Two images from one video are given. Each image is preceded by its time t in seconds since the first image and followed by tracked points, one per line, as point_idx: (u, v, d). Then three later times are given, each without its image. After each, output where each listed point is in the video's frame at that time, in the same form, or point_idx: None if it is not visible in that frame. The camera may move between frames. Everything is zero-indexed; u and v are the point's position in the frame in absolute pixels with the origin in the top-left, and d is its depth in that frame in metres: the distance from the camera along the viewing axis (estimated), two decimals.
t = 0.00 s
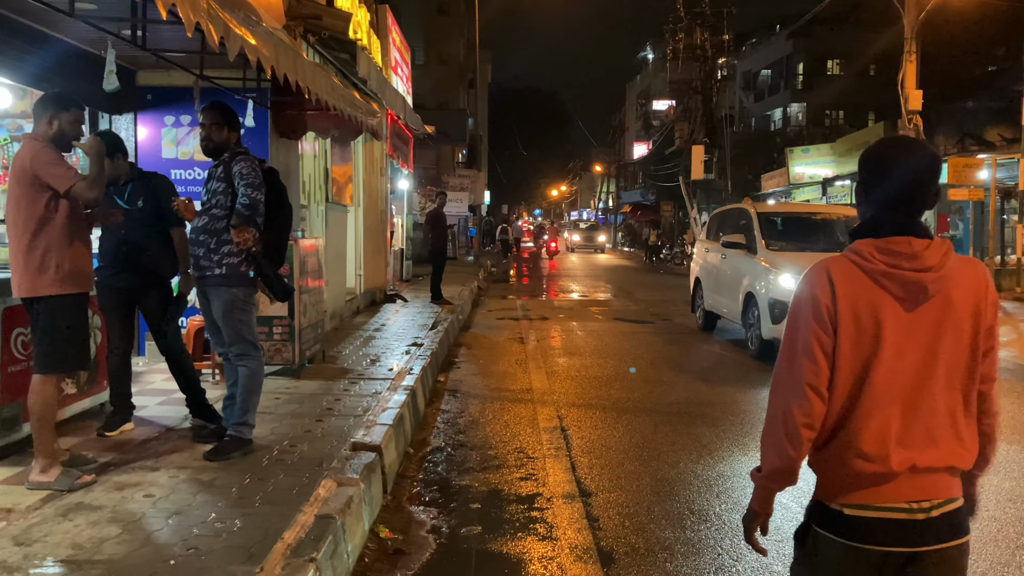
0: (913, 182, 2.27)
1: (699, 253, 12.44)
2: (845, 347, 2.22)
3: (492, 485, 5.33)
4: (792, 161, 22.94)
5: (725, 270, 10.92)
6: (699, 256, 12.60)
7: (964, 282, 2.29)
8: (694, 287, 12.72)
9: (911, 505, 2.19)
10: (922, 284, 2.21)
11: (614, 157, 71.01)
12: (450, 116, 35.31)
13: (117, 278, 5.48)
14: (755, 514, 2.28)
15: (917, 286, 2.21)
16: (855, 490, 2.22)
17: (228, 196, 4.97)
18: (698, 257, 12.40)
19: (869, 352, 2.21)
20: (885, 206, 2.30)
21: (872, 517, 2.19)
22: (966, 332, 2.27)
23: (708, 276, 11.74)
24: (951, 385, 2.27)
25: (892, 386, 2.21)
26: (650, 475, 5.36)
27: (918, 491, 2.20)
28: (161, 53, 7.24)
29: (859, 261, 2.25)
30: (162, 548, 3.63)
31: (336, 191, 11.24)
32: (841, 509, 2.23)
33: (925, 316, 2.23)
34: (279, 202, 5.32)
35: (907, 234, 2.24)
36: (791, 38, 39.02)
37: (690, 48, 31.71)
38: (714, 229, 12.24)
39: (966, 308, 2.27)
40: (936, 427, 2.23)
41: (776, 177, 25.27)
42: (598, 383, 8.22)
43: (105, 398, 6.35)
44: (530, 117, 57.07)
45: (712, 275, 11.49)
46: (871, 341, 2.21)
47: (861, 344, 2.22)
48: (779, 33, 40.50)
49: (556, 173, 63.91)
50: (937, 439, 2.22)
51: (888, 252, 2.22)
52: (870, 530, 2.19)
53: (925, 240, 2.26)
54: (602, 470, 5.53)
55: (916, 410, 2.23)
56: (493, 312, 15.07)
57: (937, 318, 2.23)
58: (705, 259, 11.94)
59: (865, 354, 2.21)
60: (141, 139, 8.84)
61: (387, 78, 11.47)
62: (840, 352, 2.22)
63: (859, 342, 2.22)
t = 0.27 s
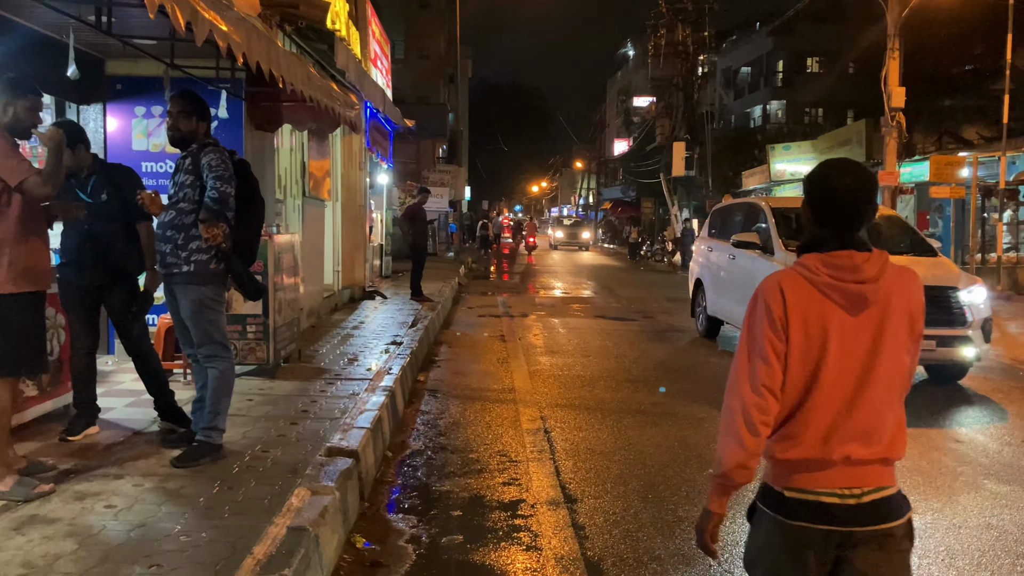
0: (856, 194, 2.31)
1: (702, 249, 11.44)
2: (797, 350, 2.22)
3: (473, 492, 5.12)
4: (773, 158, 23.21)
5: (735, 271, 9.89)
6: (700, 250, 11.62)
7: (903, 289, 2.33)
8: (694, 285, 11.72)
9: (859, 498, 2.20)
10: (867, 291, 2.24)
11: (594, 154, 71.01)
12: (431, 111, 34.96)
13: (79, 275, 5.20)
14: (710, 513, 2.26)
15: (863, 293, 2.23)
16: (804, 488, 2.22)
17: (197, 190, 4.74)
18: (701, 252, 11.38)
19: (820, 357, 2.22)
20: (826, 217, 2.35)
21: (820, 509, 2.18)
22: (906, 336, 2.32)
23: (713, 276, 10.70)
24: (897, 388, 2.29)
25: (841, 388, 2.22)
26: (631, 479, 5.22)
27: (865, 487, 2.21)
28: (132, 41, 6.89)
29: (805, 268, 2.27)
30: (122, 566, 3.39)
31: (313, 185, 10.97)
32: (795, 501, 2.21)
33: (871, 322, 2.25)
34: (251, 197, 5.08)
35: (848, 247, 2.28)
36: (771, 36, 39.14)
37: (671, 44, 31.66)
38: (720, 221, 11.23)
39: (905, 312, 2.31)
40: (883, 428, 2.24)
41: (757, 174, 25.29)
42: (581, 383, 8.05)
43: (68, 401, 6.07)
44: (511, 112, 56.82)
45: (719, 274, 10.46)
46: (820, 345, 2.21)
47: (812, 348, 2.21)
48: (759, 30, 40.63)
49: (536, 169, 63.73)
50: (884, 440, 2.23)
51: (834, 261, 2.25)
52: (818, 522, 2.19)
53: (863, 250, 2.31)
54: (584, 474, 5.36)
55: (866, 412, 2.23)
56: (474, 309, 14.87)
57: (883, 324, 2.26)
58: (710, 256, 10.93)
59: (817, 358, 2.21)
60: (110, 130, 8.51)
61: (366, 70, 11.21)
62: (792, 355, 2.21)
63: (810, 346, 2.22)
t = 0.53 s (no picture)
0: (802, 183, 2.60)
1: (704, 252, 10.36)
2: (744, 321, 2.53)
3: (448, 502, 4.92)
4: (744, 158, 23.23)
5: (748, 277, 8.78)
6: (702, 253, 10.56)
7: (853, 266, 2.56)
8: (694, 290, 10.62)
9: (805, 454, 2.47)
10: (810, 267, 2.51)
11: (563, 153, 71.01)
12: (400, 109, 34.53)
13: (31, 275, 4.89)
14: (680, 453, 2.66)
15: (805, 269, 2.50)
16: (756, 442, 2.51)
17: (156, 184, 4.46)
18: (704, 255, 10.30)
19: (768, 326, 2.49)
20: (781, 205, 2.64)
21: (767, 463, 2.47)
22: (857, 309, 2.52)
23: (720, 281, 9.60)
24: (847, 355, 2.51)
25: (789, 353, 2.48)
26: (607, 484, 5.11)
27: (809, 443, 2.47)
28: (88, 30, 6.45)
29: (755, 249, 2.59)
30: None
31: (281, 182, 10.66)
32: (748, 456, 2.52)
33: (815, 294, 2.51)
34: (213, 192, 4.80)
35: (794, 229, 2.56)
36: (740, 37, 39.45)
37: (642, 44, 31.70)
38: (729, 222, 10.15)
39: (854, 287, 2.54)
40: (829, 389, 2.49)
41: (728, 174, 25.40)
42: (557, 385, 7.91)
43: (19, 408, 5.74)
44: (481, 111, 56.56)
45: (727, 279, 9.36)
46: (766, 317, 2.50)
47: (759, 318, 2.51)
48: (727, 32, 40.90)
49: (506, 168, 63.50)
50: (829, 400, 2.47)
51: (779, 242, 2.55)
52: (768, 474, 2.48)
53: (813, 233, 2.58)
54: (563, 480, 5.22)
55: (812, 375, 2.49)
56: (446, 309, 14.62)
57: (827, 297, 2.50)
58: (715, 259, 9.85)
59: (764, 326, 2.50)
60: (68, 124, 8.12)
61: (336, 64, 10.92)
62: (740, 325, 2.53)
63: (755, 316, 2.52)
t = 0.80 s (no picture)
0: (769, 206, 2.77)
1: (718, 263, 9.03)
2: (714, 334, 2.70)
3: (422, 526, 4.70)
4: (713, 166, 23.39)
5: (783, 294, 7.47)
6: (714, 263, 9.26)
7: (816, 283, 2.73)
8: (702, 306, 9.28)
9: (772, 455, 2.66)
10: (776, 284, 2.67)
11: (531, 160, 71.08)
12: (367, 114, 34.15)
13: None
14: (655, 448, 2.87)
15: (771, 287, 2.66)
16: (726, 444, 2.70)
17: (113, 194, 4.18)
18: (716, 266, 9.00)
19: (738, 340, 2.66)
20: (750, 225, 2.80)
21: (736, 465, 2.66)
22: (820, 323, 2.70)
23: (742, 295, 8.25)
24: (812, 366, 2.69)
25: (757, 365, 2.66)
26: (584, 501, 4.98)
27: (775, 445, 2.67)
28: (41, 30, 6.10)
29: (724, 267, 2.76)
30: None
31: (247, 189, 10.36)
32: (719, 458, 2.70)
33: (782, 310, 2.67)
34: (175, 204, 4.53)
35: (763, 250, 2.72)
36: (706, 45, 39.83)
37: (611, 51, 31.80)
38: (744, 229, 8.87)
39: (817, 302, 2.71)
40: (790, 395, 2.67)
41: (697, 181, 25.53)
42: (531, 398, 7.75)
43: None
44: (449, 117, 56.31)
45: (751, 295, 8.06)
46: (733, 331, 2.67)
47: (729, 332, 2.68)
48: (694, 40, 41.27)
49: (474, 174, 63.28)
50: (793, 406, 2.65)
51: (748, 261, 2.71)
52: (738, 475, 2.67)
53: (779, 253, 2.74)
54: (542, 499, 5.07)
55: (778, 384, 2.67)
56: (415, 318, 14.37)
57: (792, 312, 2.67)
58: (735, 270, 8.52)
59: (734, 340, 2.67)
60: (21, 129, 7.74)
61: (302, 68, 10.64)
62: (711, 338, 2.70)
63: (721, 331, 2.70)
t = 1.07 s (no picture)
0: (730, 212, 2.90)
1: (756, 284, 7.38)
2: (691, 334, 2.77)
3: (401, 547, 4.52)
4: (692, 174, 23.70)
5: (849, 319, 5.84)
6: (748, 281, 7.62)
7: (773, 283, 2.91)
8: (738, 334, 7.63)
9: (739, 443, 2.76)
10: (743, 284, 2.82)
11: (509, 168, 71.01)
12: (344, 122, 33.83)
13: None
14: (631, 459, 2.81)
15: (739, 286, 2.80)
16: (698, 434, 2.78)
17: (74, 203, 3.98)
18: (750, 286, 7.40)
19: (711, 335, 2.77)
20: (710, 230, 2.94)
21: (706, 451, 2.76)
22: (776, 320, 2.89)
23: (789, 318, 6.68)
24: (770, 360, 2.86)
25: (726, 359, 2.78)
26: (565, 520, 4.85)
27: (744, 433, 2.77)
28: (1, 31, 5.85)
29: (695, 268, 2.86)
30: None
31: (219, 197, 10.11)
32: (688, 446, 2.80)
33: (749, 308, 2.82)
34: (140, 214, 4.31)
35: (728, 253, 2.85)
36: (682, 54, 40.13)
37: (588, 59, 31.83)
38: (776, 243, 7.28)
39: (774, 301, 2.89)
40: (760, 387, 2.81)
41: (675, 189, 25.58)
42: (512, 410, 7.58)
43: None
44: (426, 125, 56.11)
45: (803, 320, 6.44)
46: (709, 330, 2.76)
47: (704, 328, 2.77)
48: (670, 49, 41.52)
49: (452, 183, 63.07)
50: (761, 397, 2.78)
51: (716, 263, 2.83)
52: (710, 461, 2.75)
53: (741, 255, 2.88)
54: (524, 516, 4.94)
55: (745, 376, 2.79)
56: (392, 328, 14.14)
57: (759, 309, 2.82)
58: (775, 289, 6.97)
59: (707, 335, 2.77)
60: None
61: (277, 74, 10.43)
62: (687, 335, 2.77)
63: (699, 330, 2.77)
